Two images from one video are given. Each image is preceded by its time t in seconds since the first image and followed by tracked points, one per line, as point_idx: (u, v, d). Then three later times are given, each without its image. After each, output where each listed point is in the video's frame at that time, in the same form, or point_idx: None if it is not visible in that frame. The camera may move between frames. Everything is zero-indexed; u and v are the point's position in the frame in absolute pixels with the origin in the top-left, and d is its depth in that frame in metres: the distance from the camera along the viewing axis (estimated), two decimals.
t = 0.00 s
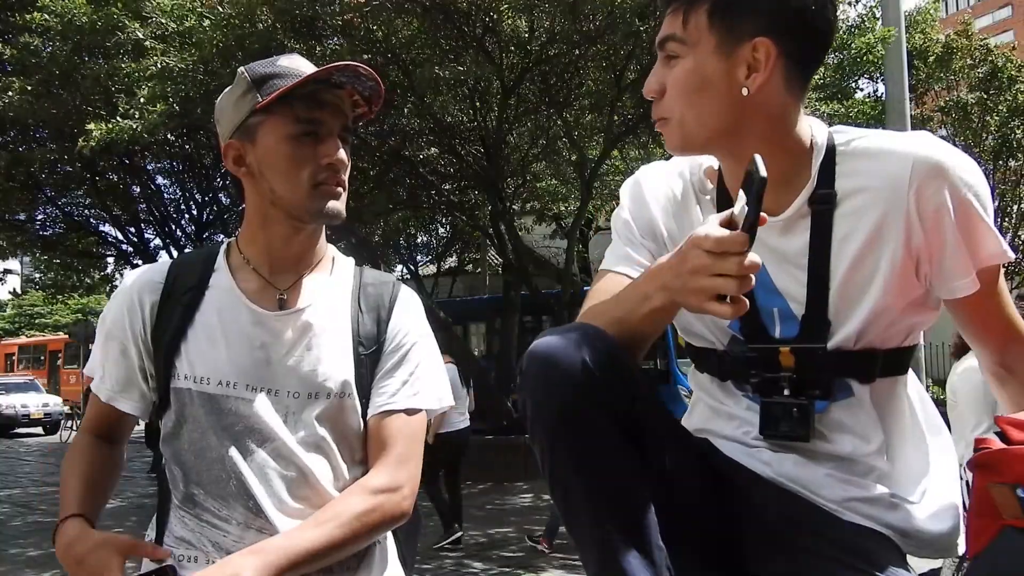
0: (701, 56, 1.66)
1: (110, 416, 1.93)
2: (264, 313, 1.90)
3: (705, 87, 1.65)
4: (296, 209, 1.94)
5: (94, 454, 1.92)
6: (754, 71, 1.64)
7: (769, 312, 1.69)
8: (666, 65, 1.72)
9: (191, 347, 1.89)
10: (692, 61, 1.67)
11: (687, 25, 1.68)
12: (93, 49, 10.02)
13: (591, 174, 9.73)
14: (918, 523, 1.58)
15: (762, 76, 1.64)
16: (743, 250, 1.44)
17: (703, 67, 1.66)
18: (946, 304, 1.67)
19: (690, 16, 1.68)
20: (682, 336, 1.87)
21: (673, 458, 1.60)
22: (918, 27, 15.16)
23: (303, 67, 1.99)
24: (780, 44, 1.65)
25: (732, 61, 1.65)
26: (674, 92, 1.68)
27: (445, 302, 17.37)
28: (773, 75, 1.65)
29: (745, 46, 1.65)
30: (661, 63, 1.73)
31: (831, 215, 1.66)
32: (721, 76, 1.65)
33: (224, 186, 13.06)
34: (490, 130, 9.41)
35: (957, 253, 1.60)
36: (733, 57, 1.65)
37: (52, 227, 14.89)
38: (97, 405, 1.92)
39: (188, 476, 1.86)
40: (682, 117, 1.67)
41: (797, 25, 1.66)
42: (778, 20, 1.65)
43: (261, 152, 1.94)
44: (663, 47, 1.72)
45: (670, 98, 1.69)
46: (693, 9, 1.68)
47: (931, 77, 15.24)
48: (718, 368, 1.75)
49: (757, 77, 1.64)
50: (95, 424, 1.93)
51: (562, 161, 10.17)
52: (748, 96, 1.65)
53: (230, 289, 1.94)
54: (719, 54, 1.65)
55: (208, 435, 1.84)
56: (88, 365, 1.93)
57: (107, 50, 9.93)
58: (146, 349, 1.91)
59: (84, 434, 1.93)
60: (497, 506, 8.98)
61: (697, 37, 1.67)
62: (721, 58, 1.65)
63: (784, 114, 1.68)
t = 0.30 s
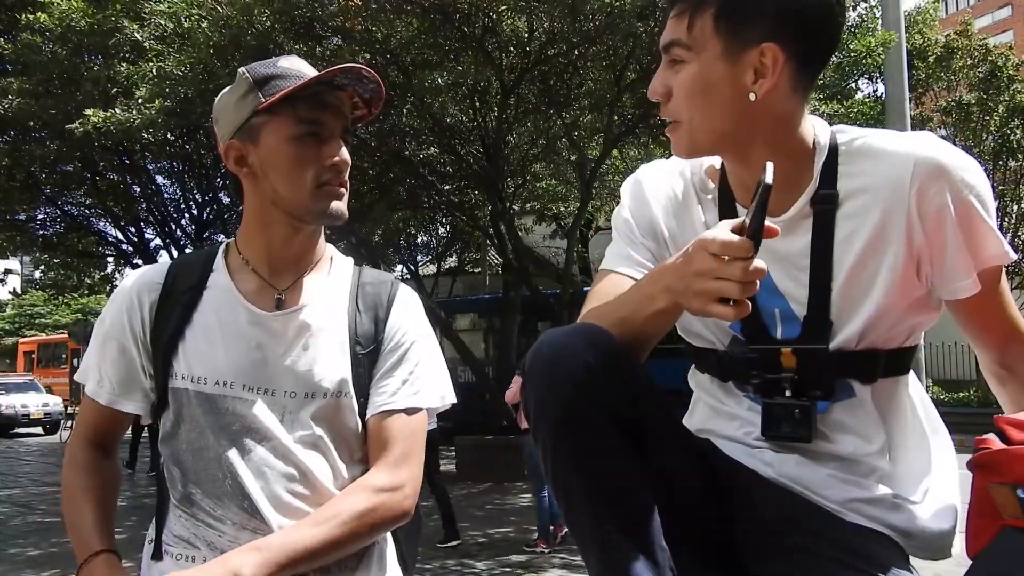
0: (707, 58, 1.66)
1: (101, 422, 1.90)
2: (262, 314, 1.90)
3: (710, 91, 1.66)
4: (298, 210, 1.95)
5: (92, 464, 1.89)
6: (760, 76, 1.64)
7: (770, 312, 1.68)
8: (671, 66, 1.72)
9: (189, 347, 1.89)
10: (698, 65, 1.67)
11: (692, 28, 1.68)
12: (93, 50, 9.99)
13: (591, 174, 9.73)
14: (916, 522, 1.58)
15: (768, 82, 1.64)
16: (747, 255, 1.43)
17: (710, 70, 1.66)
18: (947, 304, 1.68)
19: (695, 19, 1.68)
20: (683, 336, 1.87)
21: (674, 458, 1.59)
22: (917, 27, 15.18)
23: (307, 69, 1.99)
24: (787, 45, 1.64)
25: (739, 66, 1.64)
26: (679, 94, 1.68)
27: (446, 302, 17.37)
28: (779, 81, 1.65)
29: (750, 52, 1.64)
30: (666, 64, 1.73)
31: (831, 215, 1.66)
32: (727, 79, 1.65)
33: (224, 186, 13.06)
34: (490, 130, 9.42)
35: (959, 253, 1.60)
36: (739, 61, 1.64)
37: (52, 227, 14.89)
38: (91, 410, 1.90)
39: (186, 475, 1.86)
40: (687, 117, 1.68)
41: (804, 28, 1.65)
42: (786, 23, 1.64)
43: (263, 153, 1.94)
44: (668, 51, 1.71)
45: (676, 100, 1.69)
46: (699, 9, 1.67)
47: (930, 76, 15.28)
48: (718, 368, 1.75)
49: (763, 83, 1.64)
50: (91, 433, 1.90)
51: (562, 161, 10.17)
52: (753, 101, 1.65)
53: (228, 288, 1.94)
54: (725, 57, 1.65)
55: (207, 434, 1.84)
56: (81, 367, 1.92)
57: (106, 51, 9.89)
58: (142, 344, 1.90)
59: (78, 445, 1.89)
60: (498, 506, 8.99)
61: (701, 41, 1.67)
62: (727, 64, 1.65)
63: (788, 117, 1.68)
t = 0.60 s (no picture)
0: (709, 59, 1.66)
1: (106, 427, 1.89)
2: (262, 312, 1.89)
3: (712, 90, 1.65)
4: (298, 211, 1.94)
5: (98, 469, 1.88)
6: (763, 75, 1.64)
7: (774, 313, 1.68)
8: (674, 67, 1.71)
9: (188, 345, 1.88)
10: (700, 64, 1.67)
11: (693, 31, 1.68)
12: (94, 50, 9.99)
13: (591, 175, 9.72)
14: (918, 522, 1.58)
15: (771, 81, 1.64)
16: (736, 248, 1.44)
17: (712, 70, 1.65)
18: (951, 304, 1.67)
19: (698, 21, 1.67)
20: (686, 335, 1.88)
21: (677, 457, 1.59)
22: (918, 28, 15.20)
23: (307, 71, 1.99)
24: (790, 45, 1.64)
25: (742, 66, 1.64)
26: (683, 94, 1.68)
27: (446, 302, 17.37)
28: (782, 81, 1.65)
29: (752, 51, 1.64)
30: (669, 66, 1.73)
31: (835, 214, 1.66)
32: (731, 78, 1.64)
33: (225, 186, 13.05)
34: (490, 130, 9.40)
35: (965, 252, 1.60)
36: (741, 61, 1.64)
37: (53, 227, 14.89)
38: (93, 413, 1.89)
39: (185, 475, 1.85)
40: (690, 117, 1.67)
41: (805, 28, 1.66)
42: (787, 23, 1.65)
43: (264, 152, 1.93)
44: (670, 50, 1.71)
45: (678, 99, 1.69)
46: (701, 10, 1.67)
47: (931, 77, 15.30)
48: (723, 369, 1.74)
49: (766, 82, 1.64)
50: (99, 438, 1.89)
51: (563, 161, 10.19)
52: (757, 100, 1.64)
53: (228, 287, 1.94)
54: (728, 57, 1.65)
55: (207, 433, 1.84)
56: (80, 367, 1.92)
57: (107, 51, 9.89)
58: (143, 342, 1.90)
59: (86, 450, 1.89)
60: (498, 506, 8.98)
61: (704, 42, 1.67)
62: (729, 62, 1.65)
63: (791, 116, 1.68)
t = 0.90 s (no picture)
0: (711, 59, 1.66)
1: (102, 430, 1.89)
2: (261, 312, 1.90)
3: (714, 89, 1.65)
4: (298, 211, 1.94)
5: (92, 472, 1.88)
6: (765, 74, 1.64)
7: (774, 314, 1.68)
8: (677, 67, 1.71)
9: (187, 345, 1.88)
10: (702, 63, 1.66)
11: (694, 32, 1.67)
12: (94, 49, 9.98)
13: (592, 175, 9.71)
14: (917, 523, 1.58)
15: (772, 81, 1.64)
16: (734, 252, 1.44)
17: (714, 70, 1.65)
18: (951, 305, 1.67)
19: (701, 22, 1.67)
20: (685, 335, 1.88)
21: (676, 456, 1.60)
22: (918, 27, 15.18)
23: (306, 71, 1.98)
24: (792, 46, 1.65)
25: (744, 65, 1.64)
26: (685, 94, 1.68)
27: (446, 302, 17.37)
28: (784, 81, 1.65)
29: (754, 50, 1.64)
30: (671, 65, 1.73)
31: (836, 214, 1.67)
32: (733, 79, 1.64)
33: (224, 186, 13.04)
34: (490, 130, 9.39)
35: (966, 252, 1.60)
36: (743, 61, 1.64)
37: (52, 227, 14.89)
38: (89, 416, 1.89)
39: (184, 476, 1.85)
40: (692, 116, 1.67)
41: (806, 28, 1.66)
42: (789, 23, 1.65)
43: (263, 152, 1.93)
44: (673, 49, 1.71)
45: (681, 99, 1.69)
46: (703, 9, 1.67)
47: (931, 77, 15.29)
48: (724, 369, 1.74)
49: (768, 82, 1.64)
50: (95, 441, 1.89)
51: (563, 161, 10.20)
52: (759, 100, 1.65)
53: (227, 288, 1.94)
54: (730, 57, 1.65)
55: (207, 434, 1.84)
56: (77, 368, 1.92)
57: (107, 50, 9.88)
58: (142, 346, 1.90)
59: (81, 452, 1.89)
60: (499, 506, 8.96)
61: (706, 41, 1.66)
62: (731, 62, 1.64)
63: (792, 116, 1.68)
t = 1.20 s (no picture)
0: (708, 59, 1.66)
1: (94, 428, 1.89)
2: (258, 312, 1.90)
3: (712, 90, 1.66)
4: (292, 210, 1.94)
5: (84, 470, 1.88)
6: (762, 76, 1.64)
7: (774, 314, 1.68)
8: (674, 67, 1.72)
9: (183, 346, 1.87)
10: (700, 64, 1.67)
11: (691, 32, 1.68)
12: (94, 49, 9.97)
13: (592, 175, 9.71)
14: (917, 522, 1.58)
15: (769, 82, 1.64)
16: (724, 248, 1.44)
17: (710, 70, 1.66)
18: (951, 305, 1.67)
19: (697, 23, 1.68)
20: (686, 336, 1.88)
21: (676, 457, 1.59)
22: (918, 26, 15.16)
23: (301, 69, 1.99)
24: (788, 46, 1.65)
25: (741, 65, 1.64)
26: (682, 94, 1.68)
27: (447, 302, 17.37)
28: (780, 81, 1.65)
29: (751, 52, 1.64)
30: (669, 66, 1.73)
31: (835, 212, 1.67)
32: (730, 79, 1.65)
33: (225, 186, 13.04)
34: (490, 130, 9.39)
35: (965, 252, 1.60)
36: (740, 62, 1.64)
37: (53, 227, 14.89)
38: (82, 415, 1.88)
39: (182, 477, 1.85)
40: (690, 117, 1.68)
41: (804, 27, 1.67)
42: (787, 22, 1.65)
43: (258, 149, 1.93)
44: (671, 51, 1.72)
45: (679, 100, 1.69)
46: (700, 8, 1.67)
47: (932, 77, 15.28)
48: (724, 369, 1.74)
49: (765, 83, 1.64)
50: (87, 438, 1.89)
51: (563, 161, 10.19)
52: (756, 101, 1.65)
53: (221, 288, 1.93)
54: (727, 57, 1.65)
55: (204, 433, 1.83)
56: (72, 366, 1.91)
57: (107, 51, 9.87)
58: (136, 351, 1.88)
59: (72, 447, 1.89)
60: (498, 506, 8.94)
61: (704, 43, 1.67)
62: (729, 63, 1.65)
63: (790, 116, 1.68)
